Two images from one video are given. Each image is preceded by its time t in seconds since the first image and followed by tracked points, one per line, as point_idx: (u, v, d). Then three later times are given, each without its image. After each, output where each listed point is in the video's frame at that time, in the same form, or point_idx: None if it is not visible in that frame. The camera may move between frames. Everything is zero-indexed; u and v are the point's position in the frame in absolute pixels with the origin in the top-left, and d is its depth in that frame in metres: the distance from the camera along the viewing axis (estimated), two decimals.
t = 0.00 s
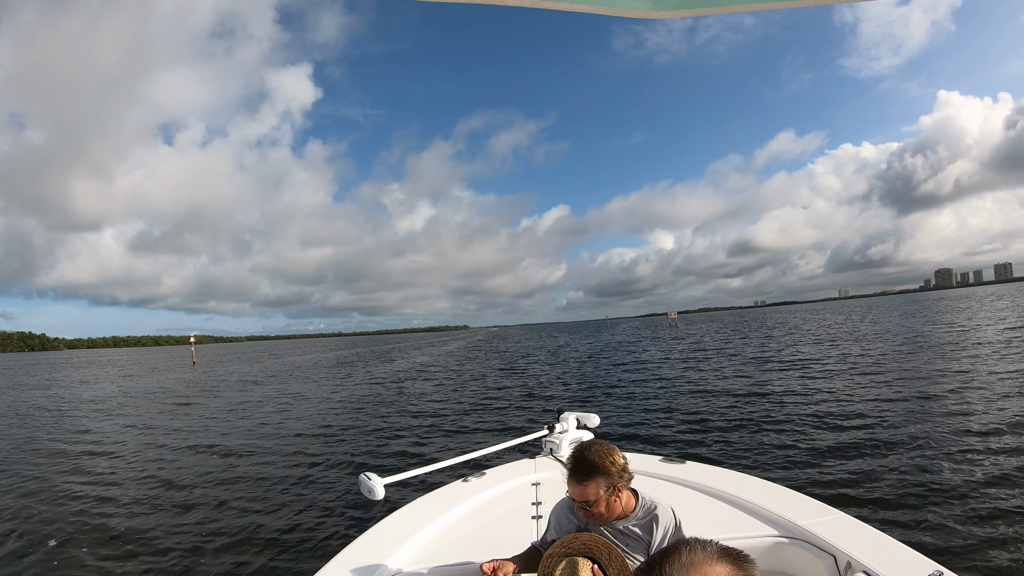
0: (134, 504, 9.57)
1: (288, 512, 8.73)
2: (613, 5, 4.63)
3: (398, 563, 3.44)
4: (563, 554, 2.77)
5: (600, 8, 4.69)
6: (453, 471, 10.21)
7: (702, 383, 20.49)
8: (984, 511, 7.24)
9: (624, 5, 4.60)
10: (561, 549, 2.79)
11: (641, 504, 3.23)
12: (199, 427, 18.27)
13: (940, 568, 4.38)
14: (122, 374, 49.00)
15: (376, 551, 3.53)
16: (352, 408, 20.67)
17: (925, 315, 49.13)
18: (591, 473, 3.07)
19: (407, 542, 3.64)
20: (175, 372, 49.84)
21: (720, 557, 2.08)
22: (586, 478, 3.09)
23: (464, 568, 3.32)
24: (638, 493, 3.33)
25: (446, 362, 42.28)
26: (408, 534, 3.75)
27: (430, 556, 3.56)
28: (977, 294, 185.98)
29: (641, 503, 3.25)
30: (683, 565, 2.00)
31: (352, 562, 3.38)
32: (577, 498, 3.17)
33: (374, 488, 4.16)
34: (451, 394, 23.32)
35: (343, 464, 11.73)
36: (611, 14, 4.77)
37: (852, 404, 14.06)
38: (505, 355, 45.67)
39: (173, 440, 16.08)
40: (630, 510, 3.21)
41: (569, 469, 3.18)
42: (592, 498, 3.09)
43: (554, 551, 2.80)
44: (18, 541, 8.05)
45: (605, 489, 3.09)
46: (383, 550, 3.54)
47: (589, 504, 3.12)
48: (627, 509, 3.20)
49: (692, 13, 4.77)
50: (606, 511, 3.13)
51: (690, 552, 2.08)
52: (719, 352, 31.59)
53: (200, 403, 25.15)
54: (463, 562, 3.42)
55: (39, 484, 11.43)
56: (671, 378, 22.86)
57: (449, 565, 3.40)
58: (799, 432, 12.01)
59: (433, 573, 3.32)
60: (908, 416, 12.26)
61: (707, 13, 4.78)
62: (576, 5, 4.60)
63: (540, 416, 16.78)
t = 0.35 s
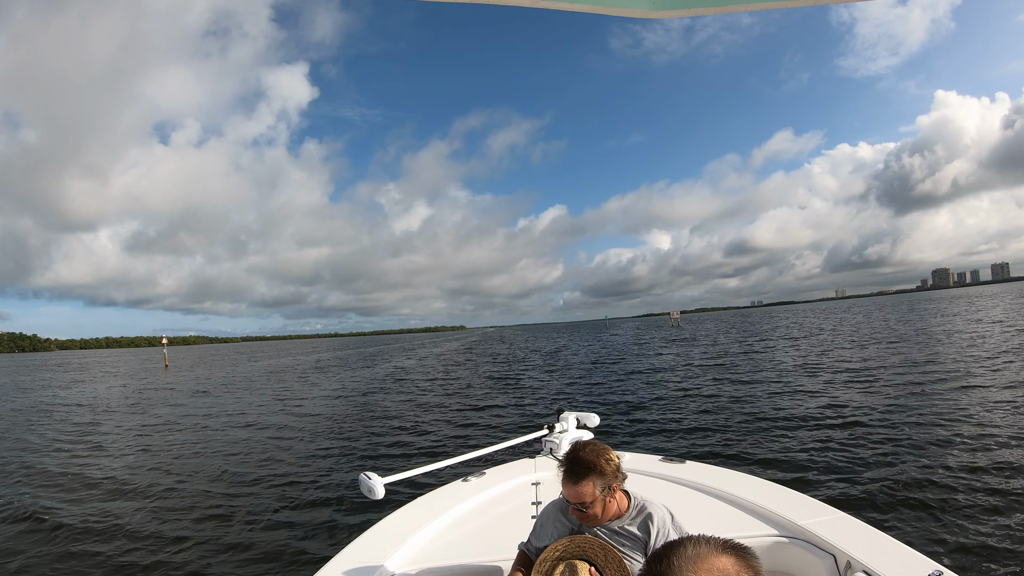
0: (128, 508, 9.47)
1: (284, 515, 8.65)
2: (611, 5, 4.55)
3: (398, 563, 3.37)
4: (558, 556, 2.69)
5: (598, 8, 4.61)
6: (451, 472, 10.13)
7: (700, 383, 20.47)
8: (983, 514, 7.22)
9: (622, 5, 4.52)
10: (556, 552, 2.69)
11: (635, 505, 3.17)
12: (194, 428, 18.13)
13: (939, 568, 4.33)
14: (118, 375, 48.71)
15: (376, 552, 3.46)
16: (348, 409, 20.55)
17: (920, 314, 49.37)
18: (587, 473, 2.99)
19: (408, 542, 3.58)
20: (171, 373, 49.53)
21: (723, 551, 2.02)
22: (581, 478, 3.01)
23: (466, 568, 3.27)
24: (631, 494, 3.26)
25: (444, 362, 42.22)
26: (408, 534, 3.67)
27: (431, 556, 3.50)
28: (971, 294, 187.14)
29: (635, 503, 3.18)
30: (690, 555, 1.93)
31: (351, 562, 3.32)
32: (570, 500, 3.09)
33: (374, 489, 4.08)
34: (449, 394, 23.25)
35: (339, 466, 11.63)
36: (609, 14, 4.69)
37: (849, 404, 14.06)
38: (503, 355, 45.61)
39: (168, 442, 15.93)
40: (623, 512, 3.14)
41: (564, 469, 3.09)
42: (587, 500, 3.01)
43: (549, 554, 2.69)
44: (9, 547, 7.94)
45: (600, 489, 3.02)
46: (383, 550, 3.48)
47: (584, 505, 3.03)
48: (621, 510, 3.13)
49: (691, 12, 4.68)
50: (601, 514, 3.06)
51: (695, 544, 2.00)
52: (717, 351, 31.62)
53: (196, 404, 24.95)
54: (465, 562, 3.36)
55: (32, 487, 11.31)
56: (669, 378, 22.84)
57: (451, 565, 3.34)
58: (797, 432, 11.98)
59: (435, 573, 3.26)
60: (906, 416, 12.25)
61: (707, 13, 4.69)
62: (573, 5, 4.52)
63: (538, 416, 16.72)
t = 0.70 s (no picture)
0: (122, 508, 9.37)
1: (280, 515, 8.56)
2: (611, 5, 4.47)
3: (398, 563, 3.31)
4: (560, 557, 2.62)
5: (598, 8, 4.54)
6: (449, 472, 10.05)
7: (698, 383, 20.46)
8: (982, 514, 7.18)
9: (622, 5, 4.44)
10: (557, 552, 2.62)
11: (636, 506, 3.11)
12: (190, 428, 18.01)
13: (939, 568, 4.29)
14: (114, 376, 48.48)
15: (376, 552, 3.40)
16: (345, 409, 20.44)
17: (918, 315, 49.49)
18: (596, 463, 2.93)
19: (408, 541, 3.52)
20: (166, 373, 49.25)
21: (727, 551, 1.97)
22: (590, 469, 2.94)
23: (467, 568, 3.22)
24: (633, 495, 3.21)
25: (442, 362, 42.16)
26: (408, 534, 3.61)
27: (432, 556, 3.43)
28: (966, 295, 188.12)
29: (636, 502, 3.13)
30: (694, 555, 1.88)
31: (350, 562, 3.26)
32: (576, 493, 2.99)
33: (374, 488, 4.01)
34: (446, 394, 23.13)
35: (336, 466, 11.54)
36: (609, 15, 4.61)
37: (847, 404, 14.05)
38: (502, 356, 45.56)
39: (164, 442, 15.80)
40: (624, 513, 3.06)
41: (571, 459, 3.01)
42: (595, 490, 2.93)
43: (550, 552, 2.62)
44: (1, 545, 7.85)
45: (607, 481, 2.96)
46: (382, 551, 3.41)
47: (592, 496, 2.94)
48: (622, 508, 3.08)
49: (692, 13, 4.60)
50: (606, 506, 2.99)
51: (698, 544, 1.95)
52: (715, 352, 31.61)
53: (192, 404, 24.78)
54: (466, 561, 3.31)
55: (25, 487, 11.19)
56: (667, 378, 22.81)
57: (452, 565, 3.28)
58: (796, 432, 11.96)
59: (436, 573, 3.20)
60: (904, 416, 12.23)
61: (707, 14, 4.62)
62: (572, 5, 4.44)
63: (536, 416, 16.66)
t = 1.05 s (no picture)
0: (116, 511, 9.28)
1: (276, 517, 8.48)
2: (610, 5, 4.39)
3: (398, 563, 3.26)
4: (569, 556, 2.57)
5: (596, 8, 4.46)
6: (447, 473, 9.99)
7: (696, 383, 20.42)
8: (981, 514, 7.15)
9: (622, 5, 4.37)
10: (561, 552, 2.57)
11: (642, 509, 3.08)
12: (186, 430, 17.88)
13: (939, 568, 4.25)
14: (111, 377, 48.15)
15: (374, 552, 3.34)
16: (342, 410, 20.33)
17: (915, 314, 49.67)
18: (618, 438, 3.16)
19: (408, 541, 3.46)
20: (164, 374, 48.97)
21: (723, 556, 1.91)
22: (616, 441, 3.13)
23: (467, 568, 3.16)
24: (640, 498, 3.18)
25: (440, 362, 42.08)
26: (407, 534, 3.55)
27: (432, 556, 3.38)
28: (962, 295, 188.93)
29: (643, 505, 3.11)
30: (687, 563, 1.83)
31: (348, 563, 3.19)
32: (604, 468, 3.02)
33: (374, 488, 3.93)
34: (444, 395, 23.03)
35: (333, 467, 11.45)
36: (608, 15, 4.54)
37: (845, 404, 14.05)
38: (499, 356, 45.49)
39: (159, 444, 15.68)
40: (635, 509, 3.08)
41: (595, 435, 3.15)
42: (623, 460, 3.05)
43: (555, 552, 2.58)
44: None
45: (628, 459, 3.12)
46: (381, 551, 3.35)
47: (621, 469, 3.02)
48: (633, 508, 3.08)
49: (692, 12, 4.53)
50: (630, 484, 3.05)
51: (692, 551, 1.89)
52: (712, 352, 31.61)
53: (189, 405, 24.64)
54: (466, 561, 3.25)
55: (18, 490, 11.09)
56: (665, 378, 22.77)
57: (452, 565, 3.23)
58: (795, 431, 11.94)
59: (436, 574, 3.13)
60: (901, 416, 12.21)
61: (708, 13, 4.55)
62: (571, 5, 4.37)
63: (534, 417, 16.60)
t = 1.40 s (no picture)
0: (110, 513, 9.21)
1: (271, 518, 8.41)
2: (610, 5, 4.30)
3: (398, 562, 3.20)
4: (572, 556, 2.50)
5: (596, 8, 4.36)
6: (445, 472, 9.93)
7: (694, 382, 20.40)
8: (979, 515, 7.12)
9: (622, 4, 4.27)
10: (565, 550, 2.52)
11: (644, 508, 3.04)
12: (182, 430, 17.79)
13: (939, 567, 4.21)
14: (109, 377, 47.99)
15: (373, 552, 3.28)
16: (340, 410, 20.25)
17: (911, 313, 49.86)
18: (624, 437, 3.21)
19: (407, 541, 3.40)
20: (162, 374, 48.81)
21: (722, 555, 1.86)
22: (621, 437, 3.18)
23: (466, 567, 3.11)
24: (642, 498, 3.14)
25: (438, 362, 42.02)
26: (406, 534, 3.49)
27: (432, 556, 3.31)
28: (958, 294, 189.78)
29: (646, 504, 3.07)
30: (685, 561, 1.78)
31: (346, 563, 3.13)
32: (610, 458, 3.03)
33: (374, 487, 3.87)
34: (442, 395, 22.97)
35: (330, 467, 11.37)
36: (608, 15, 4.45)
37: (843, 403, 14.06)
38: (497, 356, 45.46)
39: (155, 444, 15.59)
40: (638, 508, 3.02)
41: (601, 431, 3.22)
42: (628, 453, 3.09)
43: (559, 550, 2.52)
44: None
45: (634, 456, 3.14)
46: (379, 551, 3.28)
47: (626, 460, 3.03)
48: (637, 507, 3.02)
49: (694, 12, 4.43)
50: (635, 480, 3.02)
51: (690, 549, 1.85)
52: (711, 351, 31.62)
53: (186, 406, 24.54)
54: (465, 561, 3.19)
55: (12, 491, 11.00)
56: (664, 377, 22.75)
57: (452, 564, 3.17)
58: (792, 431, 11.95)
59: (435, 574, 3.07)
60: (899, 415, 12.19)
61: (710, 13, 4.44)
62: (570, 5, 4.27)
63: (532, 416, 16.56)
